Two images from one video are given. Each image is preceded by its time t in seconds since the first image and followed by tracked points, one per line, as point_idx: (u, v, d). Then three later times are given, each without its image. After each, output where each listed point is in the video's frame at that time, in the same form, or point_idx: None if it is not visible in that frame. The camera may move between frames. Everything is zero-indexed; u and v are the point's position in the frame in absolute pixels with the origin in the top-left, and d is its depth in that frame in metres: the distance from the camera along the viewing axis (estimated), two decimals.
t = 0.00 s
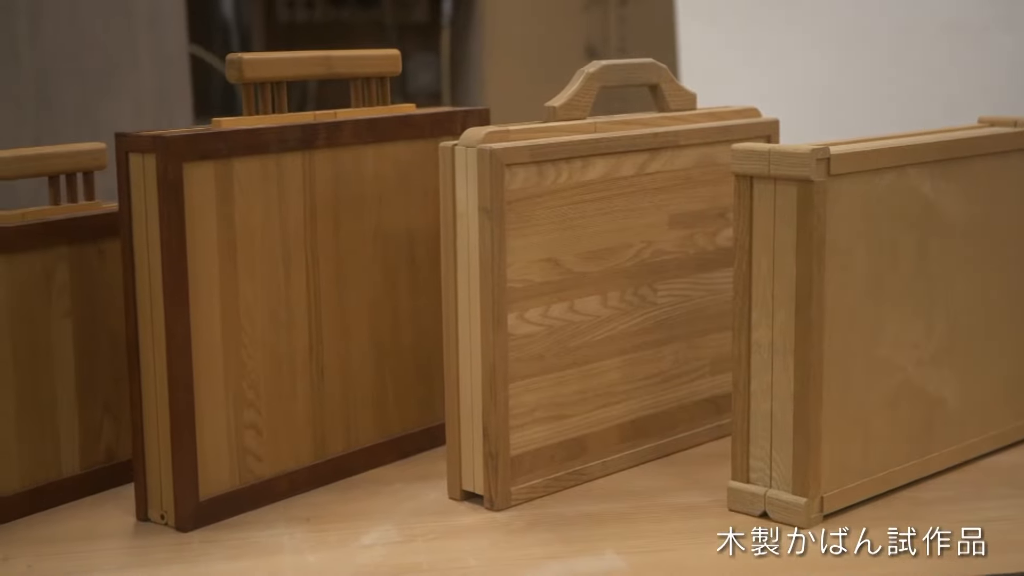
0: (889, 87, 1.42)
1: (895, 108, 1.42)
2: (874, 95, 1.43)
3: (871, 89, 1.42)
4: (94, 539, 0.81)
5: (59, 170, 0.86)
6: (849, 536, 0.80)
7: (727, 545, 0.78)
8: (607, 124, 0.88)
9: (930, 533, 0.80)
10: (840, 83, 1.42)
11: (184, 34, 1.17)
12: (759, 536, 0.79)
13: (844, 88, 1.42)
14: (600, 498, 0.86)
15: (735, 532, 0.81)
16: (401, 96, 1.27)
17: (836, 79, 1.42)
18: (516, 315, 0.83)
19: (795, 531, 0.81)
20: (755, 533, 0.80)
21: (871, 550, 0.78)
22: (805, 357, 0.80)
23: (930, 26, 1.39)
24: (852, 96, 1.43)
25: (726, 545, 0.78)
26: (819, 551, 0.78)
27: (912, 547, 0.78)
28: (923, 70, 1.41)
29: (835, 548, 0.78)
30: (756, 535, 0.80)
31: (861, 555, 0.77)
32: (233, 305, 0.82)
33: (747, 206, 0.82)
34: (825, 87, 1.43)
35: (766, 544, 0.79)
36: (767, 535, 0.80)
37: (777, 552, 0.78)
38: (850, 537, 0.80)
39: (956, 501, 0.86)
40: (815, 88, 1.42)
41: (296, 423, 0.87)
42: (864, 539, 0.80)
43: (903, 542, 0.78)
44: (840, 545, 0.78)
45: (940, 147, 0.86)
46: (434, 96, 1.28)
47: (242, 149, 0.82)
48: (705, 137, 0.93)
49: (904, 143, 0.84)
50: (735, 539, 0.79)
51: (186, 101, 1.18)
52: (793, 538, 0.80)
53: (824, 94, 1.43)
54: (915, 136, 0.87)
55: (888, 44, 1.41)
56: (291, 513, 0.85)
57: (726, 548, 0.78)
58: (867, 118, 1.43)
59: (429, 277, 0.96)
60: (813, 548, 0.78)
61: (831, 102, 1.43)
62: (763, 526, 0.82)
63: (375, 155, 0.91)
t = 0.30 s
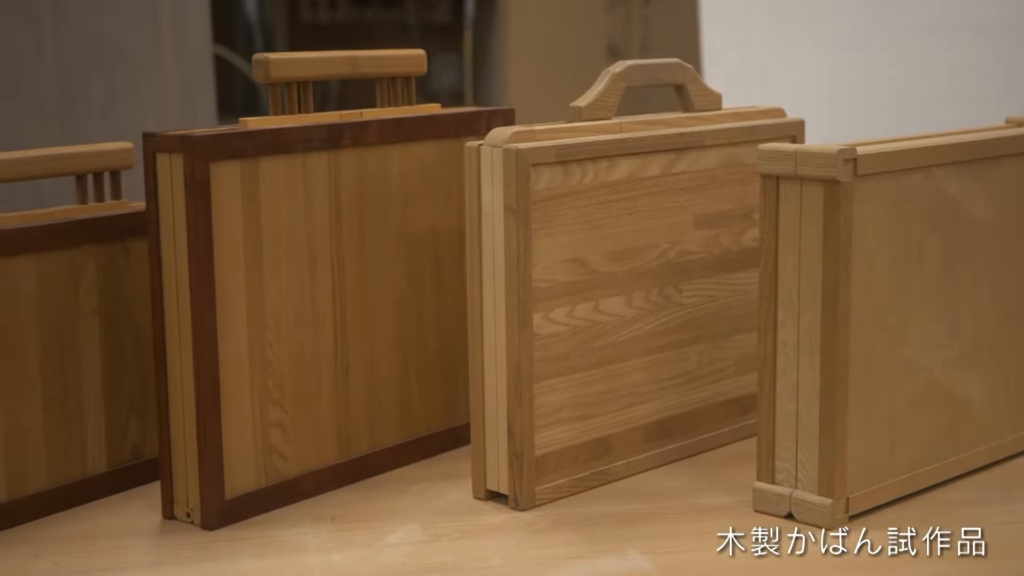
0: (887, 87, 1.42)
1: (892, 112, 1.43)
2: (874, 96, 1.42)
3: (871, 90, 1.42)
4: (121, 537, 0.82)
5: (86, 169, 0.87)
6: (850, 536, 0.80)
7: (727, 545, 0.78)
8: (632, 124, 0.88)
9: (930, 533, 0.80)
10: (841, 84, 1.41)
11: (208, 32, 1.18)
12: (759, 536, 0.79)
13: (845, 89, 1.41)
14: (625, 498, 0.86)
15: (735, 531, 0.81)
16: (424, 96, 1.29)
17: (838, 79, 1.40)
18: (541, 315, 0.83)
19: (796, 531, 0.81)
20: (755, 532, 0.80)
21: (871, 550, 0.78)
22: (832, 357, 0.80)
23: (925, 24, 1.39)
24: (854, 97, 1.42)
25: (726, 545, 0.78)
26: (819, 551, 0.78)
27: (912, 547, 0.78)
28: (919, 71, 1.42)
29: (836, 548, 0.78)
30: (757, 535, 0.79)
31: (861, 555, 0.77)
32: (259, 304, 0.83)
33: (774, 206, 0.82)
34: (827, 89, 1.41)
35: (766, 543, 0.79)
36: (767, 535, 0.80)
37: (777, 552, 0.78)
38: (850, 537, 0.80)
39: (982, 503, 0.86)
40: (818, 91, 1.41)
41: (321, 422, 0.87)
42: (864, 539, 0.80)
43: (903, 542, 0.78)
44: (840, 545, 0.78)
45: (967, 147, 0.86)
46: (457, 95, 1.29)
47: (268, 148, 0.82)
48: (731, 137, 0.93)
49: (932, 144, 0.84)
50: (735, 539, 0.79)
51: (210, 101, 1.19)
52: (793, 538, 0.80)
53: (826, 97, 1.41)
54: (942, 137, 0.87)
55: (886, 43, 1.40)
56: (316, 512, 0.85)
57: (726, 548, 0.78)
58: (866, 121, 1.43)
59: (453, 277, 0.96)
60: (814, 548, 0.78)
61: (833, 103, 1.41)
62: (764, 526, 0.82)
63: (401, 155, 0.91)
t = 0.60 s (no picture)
0: (887, 87, 1.31)
1: (892, 113, 1.31)
2: (874, 96, 1.32)
3: (870, 90, 1.32)
4: (148, 535, 0.82)
5: (114, 168, 0.87)
6: (850, 536, 0.80)
7: (727, 545, 0.78)
8: (658, 124, 0.88)
9: (931, 533, 0.80)
10: (840, 87, 1.34)
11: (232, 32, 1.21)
12: (759, 536, 0.79)
13: (845, 93, 1.33)
14: (650, 498, 0.86)
15: (735, 532, 0.80)
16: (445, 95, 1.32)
17: (837, 83, 1.33)
18: (566, 315, 0.83)
19: (796, 531, 0.81)
20: (754, 533, 0.80)
21: (871, 550, 0.78)
22: (858, 358, 0.80)
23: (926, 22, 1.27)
24: (854, 98, 1.34)
25: (725, 546, 0.78)
26: (819, 551, 0.78)
27: (911, 547, 0.78)
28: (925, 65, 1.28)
29: (835, 548, 0.78)
30: (756, 536, 0.79)
31: (861, 555, 0.77)
32: (285, 303, 0.83)
33: (800, 206, 0.82)
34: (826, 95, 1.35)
35: (766, 543, 0.79)
36: (767, 535, 0.80)
37: (777, 552, 0.77)
38: (850, 537, 0.80)
39: (1009, 505, 0.86)
40: (818, 93, 1.35)
41: (345, 421, 0.88)
42: (864, 539, 0.80)
43: (902, 543, 0.78)
44: (840, 545, 0.78)
45: (995, 148, 0.85)
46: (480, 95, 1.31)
47: (295, 148, 0.82)
48: (756, 137, 0.93)
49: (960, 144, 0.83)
50: (735, 539, 0.79)
51: (233, 101, 1.23)
52: (793, 538, 0.80)
53: (823, 103, 1.35)
54: (970, 137, 0.87)
55: (886, 40, 1.30)
56: (342, 510, 0.85)
57: (725, 549, 0.78)
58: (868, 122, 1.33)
59: (479, 277, 0.96)
60: (813, 548, 0.78)
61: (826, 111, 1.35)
62: (762, 527, 0.82)
63: (426, 155, 0.91)
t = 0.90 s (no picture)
0: (887, 87, 1.34)
1: (893, 112, 1.34)
2: (871, 96, 1.35)
3: (870, 89, 1.34)
4: (173, 533, 0.82)
5: (140, 167, 0.88)
6: (850, 536, 0.80)
7: (727, 545, 0.78)
8: (682, 124, 0.88)
9: (931, 533, 0.80)
10: (843, 88, 1.35)
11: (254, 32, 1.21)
12: (759, 536, 0.79)
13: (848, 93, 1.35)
14: (674, 499, 0.86)
15: (735, 531, 0.80)
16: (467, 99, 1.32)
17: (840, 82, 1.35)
18: (590, 314, 0.83)
19: (795, 530, 0.81)
20: (755, 532, 0.80)
21: (871, 550, 0.78)
22: (883, 359, 0.79)
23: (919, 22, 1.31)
24: (856, 97, 1.36)
25: (726, 545, 0.78)
26: (819, 551, 0.78)
27: (912, 547, 0.78)
28: (917, 80, 1.32)
29: (836, 548, 0.78)
30: (756, 535, 0.79)
31: (861, 555, 0.77)
32: (309, 302, 0.83)
33: (825, 206, 0.82)
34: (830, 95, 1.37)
35: (766, 543, 0.78)
36: (768, 535, 0.79)
37: (777, 552, 0.77)
38: (850, 538, 0.80)
39: None
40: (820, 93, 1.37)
41: (368, 420, 0.88)
42: (864, 539, 0.80)
43: (903, 542, 0.79)
44: (840, 545, 0.78)
45: (1021, 148, 0.85)
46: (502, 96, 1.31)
47: (320, 147, 0.82)
48: (780, 137, 0.93)
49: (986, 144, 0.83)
50: (735, 539, 0.79)
51: (255, 103, 1.23)
52: (793, 537, 0.80)
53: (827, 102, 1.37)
54: (995, 137, 0.87)
55: (886, 42, 1.33)
56: (365, 510, 0.85)
57: (726, 548, 0.78)
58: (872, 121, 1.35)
59: (502, 276, 0.96)
60: (813, 548, 0.78)
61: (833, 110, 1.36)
62: (763, 526, 0.81)
63: (450, 155, 0.91)
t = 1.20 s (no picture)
0: (887, 86, 1.31)
1: (896, 105, 1.31)
2: (874, 94, 1.32)
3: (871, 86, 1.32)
4: (203, 531, 0.83)
5: (170, 167, 0.88)
6: (850, 536, 0.80)
7: (727, 545, 0.78)
8: (711, 124, 0.88)
9: (931, 533, 0.80)
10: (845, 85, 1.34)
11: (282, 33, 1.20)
12: (759, 536, 0.78)
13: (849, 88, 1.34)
14: (702, 500, 0.86)
15: (735, 531, 0.80)
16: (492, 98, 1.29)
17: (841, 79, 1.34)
18: (618, 314, 0.83)
19: (795, 530, 0.81)
20: (755, 532, 0.79)
21: (871, 550, 0.78)
22: (913, 360, 0.79)
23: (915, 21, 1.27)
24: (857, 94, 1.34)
25: (726, 545, 0.78)
26: (819, 551, 0.78)
27: (912, 547, 0.78)
28: (909, 86, 1.29)
29: (836, 548, 0.78)
30: (756, 535, 0.79)
31: (861, 556, 0.77)
32: (338, 302, 0.83)
33: (855, 206, 0.81)
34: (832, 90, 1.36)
35: (766, 543, 0.78)
36: (768, 534, 0.79)
37: (777, 552, 0.77)
38: (850, 537, 0.80)
39: None
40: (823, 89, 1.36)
41: (397, 420, 0.88)
42: (864, 539, 0.80)
43: (903, 542, 0.79)
44: (840, 545, 0.78)
45: None
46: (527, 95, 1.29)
47: (349, 148, 0.82)
48: (809, 137, 0.92)
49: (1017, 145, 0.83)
50: (735, 539, 0.79)
51: (282, 102, 1.21)
52: (793, 538, 0.80)
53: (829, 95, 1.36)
54: None
55: (874, 43, 1.31)
56: (393, 509, 0.85)
57: (726, 548, 0.78)
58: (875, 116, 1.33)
59: (531, 277, 0.96)
60: (813, 548, 0.78)
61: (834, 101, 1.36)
62: (763, 526, 0.81)
63: (478, 155, 0.91)
